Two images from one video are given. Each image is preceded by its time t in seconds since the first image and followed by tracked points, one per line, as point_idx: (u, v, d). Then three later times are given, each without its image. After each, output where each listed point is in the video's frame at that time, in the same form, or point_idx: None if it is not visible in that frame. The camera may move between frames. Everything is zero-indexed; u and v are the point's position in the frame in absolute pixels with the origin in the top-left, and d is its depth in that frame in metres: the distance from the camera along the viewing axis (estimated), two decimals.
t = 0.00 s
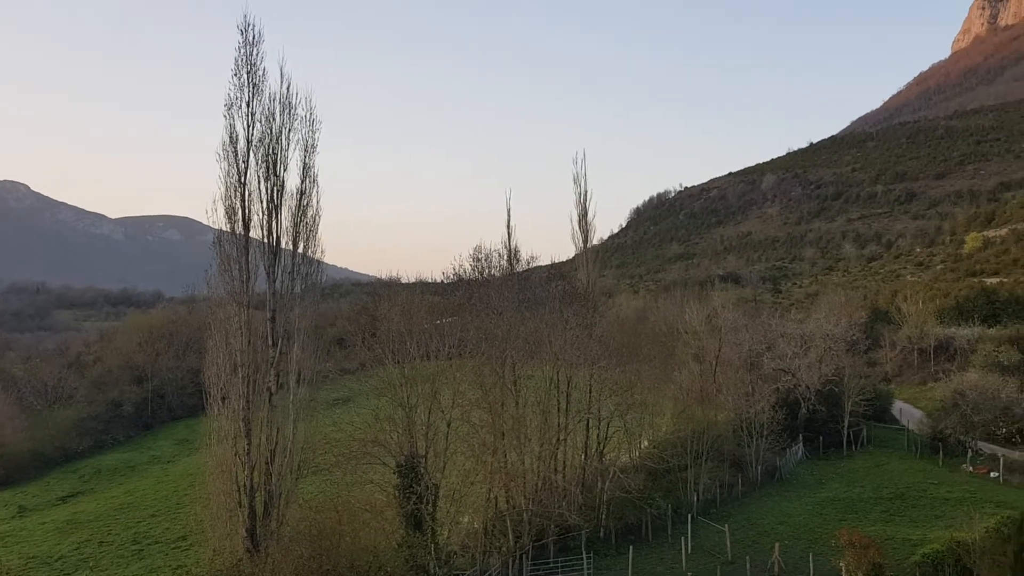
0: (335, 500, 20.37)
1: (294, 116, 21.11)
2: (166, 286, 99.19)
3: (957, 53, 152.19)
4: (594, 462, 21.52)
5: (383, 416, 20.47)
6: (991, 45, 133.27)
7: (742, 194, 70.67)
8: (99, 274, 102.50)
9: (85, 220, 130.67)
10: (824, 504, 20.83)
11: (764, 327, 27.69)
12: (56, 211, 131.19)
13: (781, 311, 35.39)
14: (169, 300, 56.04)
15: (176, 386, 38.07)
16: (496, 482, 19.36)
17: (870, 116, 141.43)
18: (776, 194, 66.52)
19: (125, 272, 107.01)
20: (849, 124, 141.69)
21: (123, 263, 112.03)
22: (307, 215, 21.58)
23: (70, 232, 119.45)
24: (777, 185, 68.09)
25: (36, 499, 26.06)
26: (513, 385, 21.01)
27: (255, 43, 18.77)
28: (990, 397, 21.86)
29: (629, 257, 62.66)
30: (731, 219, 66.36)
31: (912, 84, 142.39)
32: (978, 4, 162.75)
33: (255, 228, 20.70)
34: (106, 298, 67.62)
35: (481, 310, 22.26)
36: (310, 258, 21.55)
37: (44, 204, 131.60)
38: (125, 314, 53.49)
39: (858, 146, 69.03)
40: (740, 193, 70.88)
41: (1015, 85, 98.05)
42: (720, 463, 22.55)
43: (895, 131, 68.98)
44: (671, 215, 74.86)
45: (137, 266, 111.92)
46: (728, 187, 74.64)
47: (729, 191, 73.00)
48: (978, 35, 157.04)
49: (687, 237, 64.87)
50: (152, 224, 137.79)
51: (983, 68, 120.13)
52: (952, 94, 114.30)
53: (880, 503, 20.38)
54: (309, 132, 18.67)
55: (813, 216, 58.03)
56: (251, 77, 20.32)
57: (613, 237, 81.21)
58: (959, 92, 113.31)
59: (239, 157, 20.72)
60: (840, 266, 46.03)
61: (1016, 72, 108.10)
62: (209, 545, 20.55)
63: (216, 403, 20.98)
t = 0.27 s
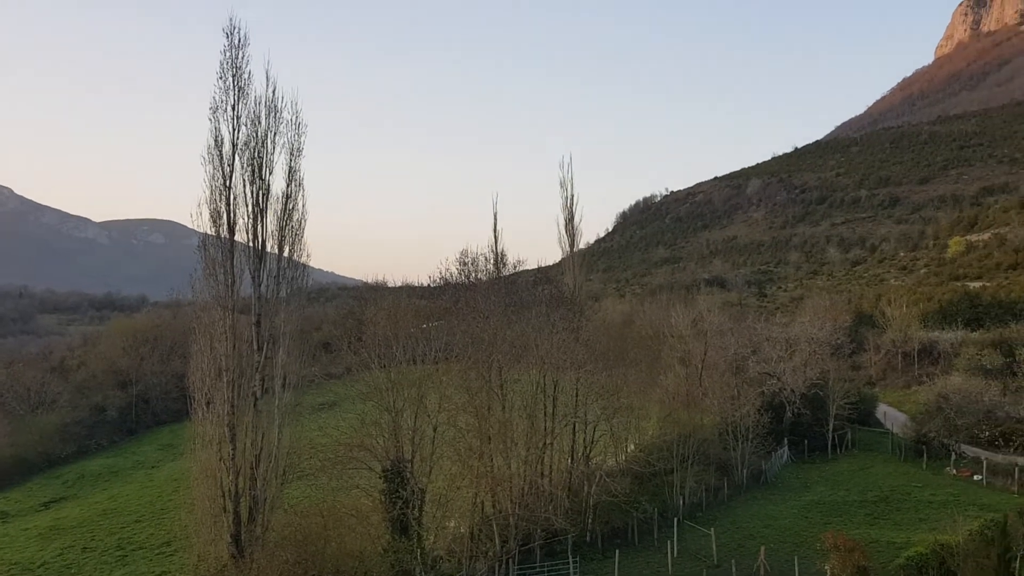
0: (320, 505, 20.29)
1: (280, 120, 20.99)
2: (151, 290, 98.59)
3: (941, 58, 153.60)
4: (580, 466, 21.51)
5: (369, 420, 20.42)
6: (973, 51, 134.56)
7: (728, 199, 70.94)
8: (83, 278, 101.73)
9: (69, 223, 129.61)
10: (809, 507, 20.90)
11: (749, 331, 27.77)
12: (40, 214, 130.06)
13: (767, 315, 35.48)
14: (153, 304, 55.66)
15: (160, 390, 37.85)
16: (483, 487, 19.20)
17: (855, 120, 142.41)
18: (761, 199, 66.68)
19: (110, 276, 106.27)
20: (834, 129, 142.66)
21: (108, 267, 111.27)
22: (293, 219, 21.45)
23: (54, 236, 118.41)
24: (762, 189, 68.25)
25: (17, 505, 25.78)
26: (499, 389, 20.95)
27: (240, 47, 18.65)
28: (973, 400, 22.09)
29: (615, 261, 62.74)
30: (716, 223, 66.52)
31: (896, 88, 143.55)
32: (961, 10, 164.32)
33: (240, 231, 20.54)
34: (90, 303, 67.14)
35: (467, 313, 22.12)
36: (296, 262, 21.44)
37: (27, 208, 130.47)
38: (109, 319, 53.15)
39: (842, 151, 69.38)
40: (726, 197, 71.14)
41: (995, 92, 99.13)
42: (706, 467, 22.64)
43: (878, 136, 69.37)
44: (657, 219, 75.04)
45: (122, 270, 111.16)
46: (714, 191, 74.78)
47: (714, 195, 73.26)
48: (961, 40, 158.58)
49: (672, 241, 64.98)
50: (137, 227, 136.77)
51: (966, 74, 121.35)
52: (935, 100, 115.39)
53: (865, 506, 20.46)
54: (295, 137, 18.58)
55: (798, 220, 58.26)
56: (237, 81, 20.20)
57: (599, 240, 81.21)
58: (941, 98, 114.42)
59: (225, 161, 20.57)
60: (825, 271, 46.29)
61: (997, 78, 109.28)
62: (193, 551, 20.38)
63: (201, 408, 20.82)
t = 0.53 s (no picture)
0: (308, 507, 20.33)
1: (267, 121, 20.92)
2: (139, 291, 98.10)
3: (927, 61, 154.61)
4: (568, 467, 21.54)
5: (356, 422, 20.41)
6: (958, 54, 135.55)
7: (715, 200, 71.11)
8: (70, 279, 101.06)
9: (56, 224, 128.73)
10: (795, 508, 20.97)
11: (737, 332, 27.84)
12: (26, 215, 129.11)
13: (753, 316, 35.61)
14: (138, 306, 55.43)
15: (147, 392, 37.71)
16: (471, 489, 19.13)
17: (842, 121, 143.16)
18: (748, 201, 66.87)
19: (97, 277, 105.64)
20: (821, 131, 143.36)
21: (95, 268, 110.63)
22: (280, 220, 21.38)
23: (40, 236, 117.58)
24: (749, 191, 68.43)
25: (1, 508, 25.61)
26: (488, 390, 20.96)
27: (227, 47, 18.56)
28: (960, 400, 22.07)
29: (603, 262, 62.78)
30: (704, 225, 66.73)
31: (884, 90, 144.44)
32: (947, 13, 165.41)
33: (227, 232, 20.44)
34: (75, 304, 66.78)
35: (455, 314, 22.00)
36: (283, 263, 21.35)
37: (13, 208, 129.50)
38: (94, 321, 52.87)
39: (828, 153, 69.70)
40: (714, 199, 71.33)
41: (979, 95, 99.94)
42: (693, 468, 22.69)
43: (864, 138, 69.73)
44: (645, 220, 75.15)
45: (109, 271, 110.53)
46: (701, 193, 75.00)
47: (702, 197, 73.44)
48: (948, 43, 159.69)
49: (660, 242, 65.11)
50: (123, 228, 135.96)
51: (951, 77, 122.26)
52: (920, 102, 116.20)
53: (851, 506, 20.55)
54: (282, 137, 18.53)
55: (784, 222, 58.52)
56: (224, 81, 20.11)
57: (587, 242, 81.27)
58: (926, 101, 115.24)
59: (212, 161, 20.47)
60: (812, 273, 46.50)
61: (982, 81, 110.16)
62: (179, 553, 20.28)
63: (188, 410, 20.72)
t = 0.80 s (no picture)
0: (295, 509, 20.38)
1: (254, 121, 20.84)
2: (126, 292, 97.52)
3: (913, 63, 155.73)
4: (556, 468, 21.57)
5: (344, 423, 20.36)
6: (943, 56, 136.69)
7: (703, 201, 71.24)
8: (57, 279, 100.30)
9: (42, 224, 127.74)
10: (782, 508, 21.04)
11: (725, 333, 27.89)
12: (12, 215, 128.08)
13: (740, 317, 35.74)
14: (123, 308, 55.11)
15: (133, 394, 37.55)
16: (460, 491, 19.09)
17: (830, 123, 143.97)
18: (736, 202, 67.01)
19: (84, 277, 104.91)
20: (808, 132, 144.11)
21: (82, 268, 109.85)
22: (268, 221, 21.30)
23: (26, 237, 116.61)
24: (737, 192, 68.51)
25: None
26: (475, 392, 21.04)
27: (214, 47, 18.46)
28: (945, 402, 22.26)
29: (592, 263, 62.82)
30: (691, 226, 66.91)
31: (871, 92, 145.41)
32: (932, 16, 166.70)
33: (213, 233, 20.33)
34: (61, 305, 66.33)
35: (442, 314, 21.60)
36: (270, 264, 21.23)
37: None
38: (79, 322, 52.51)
39: (815, 155, 70.05)
40: (702, 200, 71.50)
41: (962, 98, 100.85)
42: (681, 468, 22.71)
43: (851, 140, 70.12)
44: (633, 221, 75.22)
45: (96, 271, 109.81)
46: (689, 194, 75.17)
47: (690, 198, 73.64)
48: (933, 45, 160.86)
49: (648, 243, 65.25)
50: (110, 228, 135.08)
51: (937, 80, 123.22)
52: (905, 104, 117.07)
53: (838, 506, 20.62)
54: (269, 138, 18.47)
55: (772, 223, 58.75)
56: (211, 81, 20.01)
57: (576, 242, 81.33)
58: (911, 103, 116.15)
59: (198, 162, 20.35)
60: (798, 274, 46.67)
61: (966, 84, 111.15)
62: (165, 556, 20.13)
63: (175, 412, 20.59)
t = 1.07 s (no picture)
0: (279, 511, 20.34)
1: (238, 122, 20.70)
2: (110, 292, 96.78)
3: (896, 66, 156.88)
4: (540, 470, 21.56)
5: (328, 426, 20.31)
6: (925, 60, 138.15)
7: (687, 204, 71.34)
8: (40, 280, 99.34)
9: (23, 224, 126.47)
10: (765, 509, 21.10)
11: (707, 335, 28.05)
12: None
13: (723, 319, 35.91)
14: (103, 310, 54.69)
15: (116, 396, 37.35)
16: (445, 493, 18.91)
17: (813, 126, 145.09)
18: (720, 204, 67.13)
19: (67, 278, 103.96)
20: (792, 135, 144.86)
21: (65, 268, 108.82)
22: (252, 222, 21.22)
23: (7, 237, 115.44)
24: (721, 195, 68.53)
25: None
26: (460, 393, 20.82)
27: (198, 49, 18.30)
28: (926, 402, 22.74)
29: (577, 265, 62.83)
30: (676, 228, 67.08)
31: (854, 95, 146.68)
32: (914, 20, 167.95)
33: (197, 234, 20.21)
34: (42, 306, 65.76)
35: (429, 318, 21.63)
36: (254, 265, 21.15)
37: None
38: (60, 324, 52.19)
39: (798, 158, 70.41)
40: (686, 202, 71.65)
41: (943, 101, 101.84)
42: (665, 470, 22.74)
43: (834, 143, 70.58)
44: (619, 223, 75.36)
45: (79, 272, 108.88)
46: (673, 197, 75.35)
47: (674, 201, 73.75)
48: (915, 49, 162.19)
49: (633, 245, 65.39)
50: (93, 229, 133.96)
51: (919, 83, 124.28)
52: (887, 108, 118.01)
53: (820, 507, 20.72)
54: (254, 139, 18.39)
55: (755, 225, 58.98)
56: (194, 82, 19.89)
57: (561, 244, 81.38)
58: (893, 106, 117.05)
59: (182, 163, 20.20)
60: (782, 275, 46.92)
61: (948, 87, 112.23)
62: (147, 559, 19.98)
63: (157, 414, 20.43)
